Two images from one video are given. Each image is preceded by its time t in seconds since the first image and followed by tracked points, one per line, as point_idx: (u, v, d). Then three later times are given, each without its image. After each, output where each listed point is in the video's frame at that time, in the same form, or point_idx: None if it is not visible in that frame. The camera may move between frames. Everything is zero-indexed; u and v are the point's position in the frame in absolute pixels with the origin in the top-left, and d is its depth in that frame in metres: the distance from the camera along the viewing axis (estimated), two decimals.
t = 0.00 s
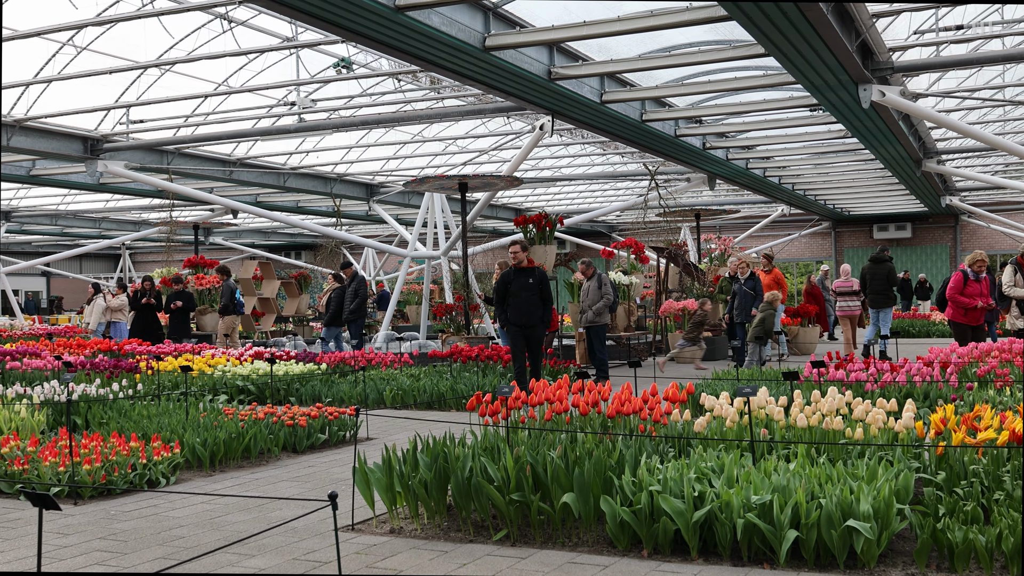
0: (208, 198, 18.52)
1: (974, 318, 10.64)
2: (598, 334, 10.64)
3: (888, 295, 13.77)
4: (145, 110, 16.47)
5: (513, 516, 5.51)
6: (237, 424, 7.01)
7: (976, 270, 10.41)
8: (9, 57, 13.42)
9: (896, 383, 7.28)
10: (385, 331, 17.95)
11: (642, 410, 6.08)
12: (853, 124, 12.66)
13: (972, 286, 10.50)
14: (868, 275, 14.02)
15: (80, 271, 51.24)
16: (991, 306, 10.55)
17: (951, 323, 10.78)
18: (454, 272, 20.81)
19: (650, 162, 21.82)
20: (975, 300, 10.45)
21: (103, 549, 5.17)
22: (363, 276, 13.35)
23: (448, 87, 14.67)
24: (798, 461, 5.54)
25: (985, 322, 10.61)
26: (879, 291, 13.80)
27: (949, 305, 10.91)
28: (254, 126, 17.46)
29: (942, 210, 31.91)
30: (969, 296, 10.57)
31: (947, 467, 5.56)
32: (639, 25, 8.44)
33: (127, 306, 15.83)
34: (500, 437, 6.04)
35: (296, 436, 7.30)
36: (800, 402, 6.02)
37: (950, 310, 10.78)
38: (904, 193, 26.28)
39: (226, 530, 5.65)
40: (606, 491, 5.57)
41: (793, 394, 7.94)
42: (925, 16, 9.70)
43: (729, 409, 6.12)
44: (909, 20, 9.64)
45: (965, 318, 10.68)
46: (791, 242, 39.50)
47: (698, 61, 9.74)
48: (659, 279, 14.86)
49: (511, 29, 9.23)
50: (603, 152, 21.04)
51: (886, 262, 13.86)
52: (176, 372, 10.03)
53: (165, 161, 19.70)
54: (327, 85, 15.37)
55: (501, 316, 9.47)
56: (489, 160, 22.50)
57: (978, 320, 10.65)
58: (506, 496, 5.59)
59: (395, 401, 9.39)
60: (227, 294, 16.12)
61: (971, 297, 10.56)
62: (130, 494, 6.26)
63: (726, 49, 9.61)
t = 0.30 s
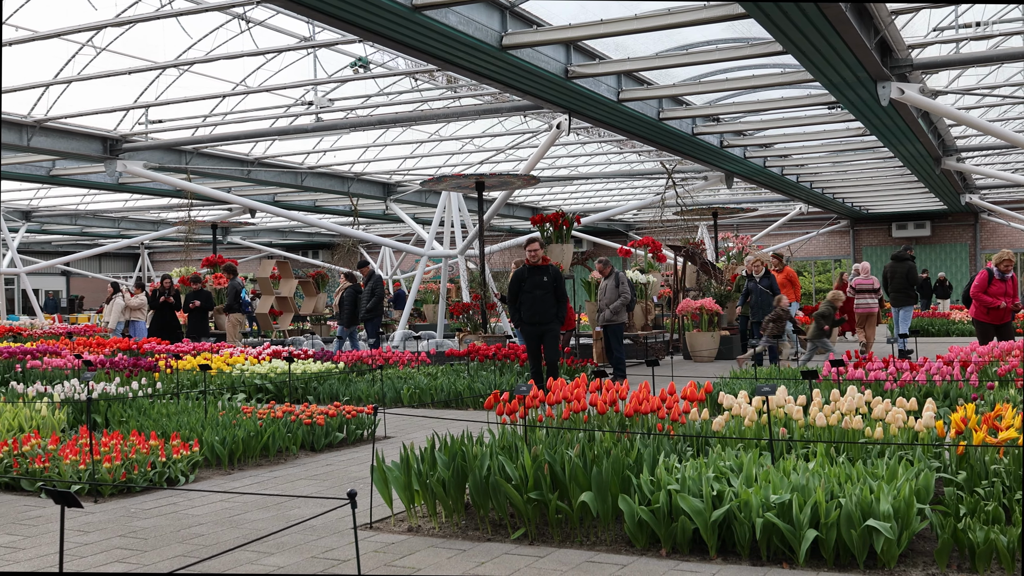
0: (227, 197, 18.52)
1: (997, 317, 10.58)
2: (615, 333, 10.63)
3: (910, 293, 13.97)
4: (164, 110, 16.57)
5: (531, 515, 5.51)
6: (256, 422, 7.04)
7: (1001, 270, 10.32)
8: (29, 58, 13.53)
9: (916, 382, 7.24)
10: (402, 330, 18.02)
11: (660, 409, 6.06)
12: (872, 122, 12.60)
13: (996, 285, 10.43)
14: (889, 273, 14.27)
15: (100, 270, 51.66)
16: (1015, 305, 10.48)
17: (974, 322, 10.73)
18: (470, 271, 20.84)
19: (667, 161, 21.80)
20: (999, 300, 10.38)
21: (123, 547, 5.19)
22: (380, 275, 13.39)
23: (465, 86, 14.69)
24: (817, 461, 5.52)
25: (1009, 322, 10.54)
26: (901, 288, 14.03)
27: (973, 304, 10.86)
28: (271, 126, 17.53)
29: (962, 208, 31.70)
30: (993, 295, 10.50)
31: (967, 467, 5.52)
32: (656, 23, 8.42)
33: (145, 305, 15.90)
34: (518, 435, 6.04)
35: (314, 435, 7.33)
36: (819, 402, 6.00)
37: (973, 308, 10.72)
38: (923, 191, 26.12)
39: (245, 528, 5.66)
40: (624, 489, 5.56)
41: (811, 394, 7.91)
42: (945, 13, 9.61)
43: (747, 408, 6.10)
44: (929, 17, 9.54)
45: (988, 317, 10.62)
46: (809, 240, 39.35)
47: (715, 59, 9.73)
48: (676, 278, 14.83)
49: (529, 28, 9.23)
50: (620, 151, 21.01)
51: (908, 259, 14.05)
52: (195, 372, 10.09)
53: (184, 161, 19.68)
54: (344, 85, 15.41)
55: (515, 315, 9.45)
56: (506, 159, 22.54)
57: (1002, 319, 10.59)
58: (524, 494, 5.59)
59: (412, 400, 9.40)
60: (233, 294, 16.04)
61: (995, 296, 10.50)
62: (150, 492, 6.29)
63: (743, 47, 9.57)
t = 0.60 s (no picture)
0: (245, 196, 18.52)
1: None
2: (633, 332, 10.62)
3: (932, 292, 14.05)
4: (181, 110, 16.66)
5: (548, 513, 5.51)
6: (273, 421, 7.07)
7: None
8: (49, 59, 13.63)
9: (936, 381, 7.20)
10: (419, 329, 18.07)
11: (677, 408, 6.05)
12: (890, 120, 12.54)
13: None
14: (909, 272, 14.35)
15: (118, 269, 52.00)
16: None
17: (1002, 320, 10.66)
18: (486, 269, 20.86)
19: (684, 159, 21.76)
20: None
21: (143, 544, 5.22)
22: (396, 273, 13.42)
23: (481, 85, 14.70)
24: (836, 460, 5.49)
25: None
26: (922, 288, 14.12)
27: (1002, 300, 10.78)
28: (288, 125, 17.60)
29: (981, 206, 31.50)
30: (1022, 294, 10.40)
31: (987, 466, 5.48)
32: (673, 21, 8.40)
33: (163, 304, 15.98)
34: (535, 434, 6.04)
35: (332, 433, 7.35)
36: (838, 401, 5.98)
37: (1002, 306, 10.64)
38: (941, 190, 25.96)
39: (264, 526, 5.68)
40: (642, 488, 5.54)
41: (829, 393, 7.88)
42: (963, 9, 9.61)
43: (766, 407, 6.08)
44: (947, 14, 9.54)
45: (1015, 315, 10.55)
46: (826, 239, 39.22)
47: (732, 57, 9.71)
48: (693, 276, 14.79)
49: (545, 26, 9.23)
50: (636, 150, 20.98)
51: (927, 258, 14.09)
52: (212, 370, 10.13)
53: (201, 160, 19.71)
54: (360, 84, 15.43)
55: (530, 315, 9.44)
56: (522, 157, 22.56)
57: None
58: (542, 493, 5.59)
59: (428, 398, 9.41)
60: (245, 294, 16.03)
61: None
62: (170, 490, 6.33)
63: (761, 44, 9.54)
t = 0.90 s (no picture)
0: (262, 195, 18.57)
1: None
2: (651, 330, 10.61)
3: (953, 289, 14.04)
4: (199, 109, 16.74)
5: (565, 512, 5.50)
6: (290, 418, 7.10)
7: None
8: (67, 58, 13.73)
9: (953, 380, 7.17)
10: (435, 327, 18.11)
11: (695, 406, 6.04)
12: (909, 117, 12.48)
13: None
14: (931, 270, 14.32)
15: (136, 268, 52.37)
16: None
17: None
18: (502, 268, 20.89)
19: (700, 157, 21.72)
20: None
21: (161, 541, 5.25)
22: (412, 271, 13.45)
23: (497, 84, 14.72)
24: (854, 459, 5.46)
25: None
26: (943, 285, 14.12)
27: None
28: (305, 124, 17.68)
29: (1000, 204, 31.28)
30: None
31: (1009, 465, 5.44)
32: (689, 19, 8.39)
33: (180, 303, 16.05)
34: (552, 432, 6.04)
35: (349, 431, 7.37)
36: (857, 399, 5.95)
37: None
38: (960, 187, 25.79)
39: (281, 523, 5.70)
40: (659, 487, 5.53)
41: (846, 391, 7.83)
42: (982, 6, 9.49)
43: (784, 405, 6.05)
44: (966, 10, 9.41)
45: None
46: (843, 236, 39.03)
47: (749, 54, 9.70)
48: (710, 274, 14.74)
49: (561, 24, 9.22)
50: (653, 148, 20.95)
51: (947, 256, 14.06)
52: (229, 367, 10.16)
53: (218, 159, 19.83)
54: (377, 83, 15.45)
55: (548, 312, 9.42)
56: (538, 156, 22.58)
57: None
58: (559, 491, 5.58)
59: (445, 396, 9.41)
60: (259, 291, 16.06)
61: None
62: (187, 487, 6.36)
63: (777, 42, 9.55)
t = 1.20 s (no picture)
0: (278, 193, 18.62)
1: None
2: (670, 328, 10.66)
3: (973, 288, 13.98)
4: (215, 108, 16.81)
5: (582, 510, 5.50)
6: (308, 417, 7.12)
7: None
8: (85, 58, 13.80)
9: (972, 378, 7.16)
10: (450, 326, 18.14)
11: (712, 405, 6.02)
12: (927, 115, 12.43)
13: None
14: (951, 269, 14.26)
15: (153, 266, 52.68)
16: None
17: None
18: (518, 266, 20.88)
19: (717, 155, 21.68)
20: None
21: (180, 538, 5.26)
22: (427, 270, 13.49)
23: (512, 82, 14.74)
24: (873, 458, 5.44)
25: None
26: (962, 284, 14.06)
27: None
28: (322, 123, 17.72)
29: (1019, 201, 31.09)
30: None
31: None
32: (706, 16, 8.37)
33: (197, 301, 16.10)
34: (569, 431, 6.04)
35: (365, 429, 7.38)
36: (875, 398, 5.93)
37: None
38: (978, 185, 25.64)
39: (299, 521, 5.72)
40: (676, 486, 5.52)
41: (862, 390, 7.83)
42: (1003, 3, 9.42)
43: (801, 404, 6.03)
44: (987, 7, 9.34)
45: None
46: (861, 234, 38.93)
47: (767, 52, 9.69)
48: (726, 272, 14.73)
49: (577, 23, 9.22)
50: (669, 146, 20.93)
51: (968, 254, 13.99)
52: (247, 365, 10.21)
53: (235, 157, 19.81)
54: (393, 82, 15.46)
55: (568, 309, 9.37)
56: (554, 154, 22.58)
57: None
58: (576, 490, 5.57)
59: (461, 394, 9.43)
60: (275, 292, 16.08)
61: None
62: (206, 485, 6.39)
63: (795, 39, 9.55)
